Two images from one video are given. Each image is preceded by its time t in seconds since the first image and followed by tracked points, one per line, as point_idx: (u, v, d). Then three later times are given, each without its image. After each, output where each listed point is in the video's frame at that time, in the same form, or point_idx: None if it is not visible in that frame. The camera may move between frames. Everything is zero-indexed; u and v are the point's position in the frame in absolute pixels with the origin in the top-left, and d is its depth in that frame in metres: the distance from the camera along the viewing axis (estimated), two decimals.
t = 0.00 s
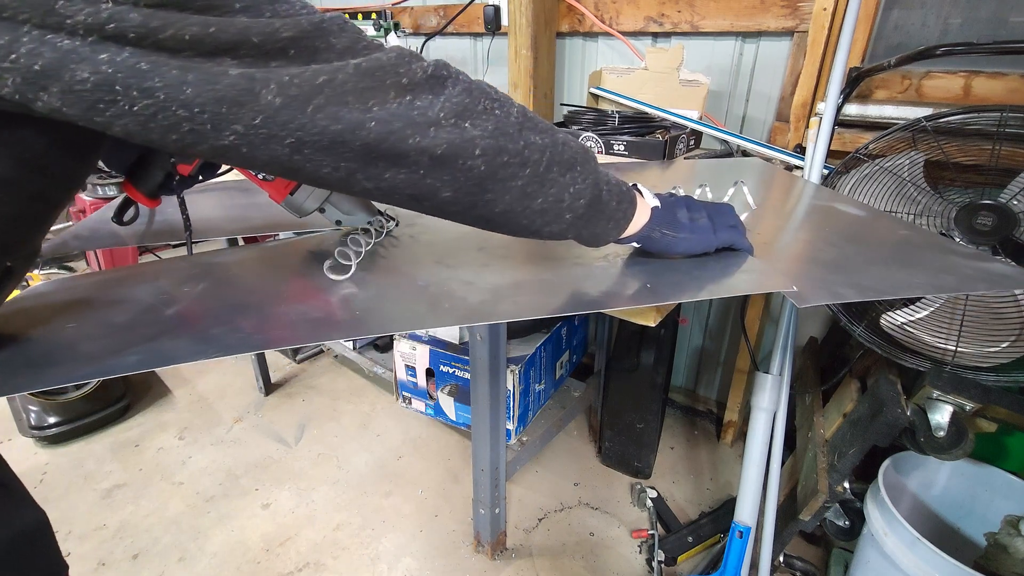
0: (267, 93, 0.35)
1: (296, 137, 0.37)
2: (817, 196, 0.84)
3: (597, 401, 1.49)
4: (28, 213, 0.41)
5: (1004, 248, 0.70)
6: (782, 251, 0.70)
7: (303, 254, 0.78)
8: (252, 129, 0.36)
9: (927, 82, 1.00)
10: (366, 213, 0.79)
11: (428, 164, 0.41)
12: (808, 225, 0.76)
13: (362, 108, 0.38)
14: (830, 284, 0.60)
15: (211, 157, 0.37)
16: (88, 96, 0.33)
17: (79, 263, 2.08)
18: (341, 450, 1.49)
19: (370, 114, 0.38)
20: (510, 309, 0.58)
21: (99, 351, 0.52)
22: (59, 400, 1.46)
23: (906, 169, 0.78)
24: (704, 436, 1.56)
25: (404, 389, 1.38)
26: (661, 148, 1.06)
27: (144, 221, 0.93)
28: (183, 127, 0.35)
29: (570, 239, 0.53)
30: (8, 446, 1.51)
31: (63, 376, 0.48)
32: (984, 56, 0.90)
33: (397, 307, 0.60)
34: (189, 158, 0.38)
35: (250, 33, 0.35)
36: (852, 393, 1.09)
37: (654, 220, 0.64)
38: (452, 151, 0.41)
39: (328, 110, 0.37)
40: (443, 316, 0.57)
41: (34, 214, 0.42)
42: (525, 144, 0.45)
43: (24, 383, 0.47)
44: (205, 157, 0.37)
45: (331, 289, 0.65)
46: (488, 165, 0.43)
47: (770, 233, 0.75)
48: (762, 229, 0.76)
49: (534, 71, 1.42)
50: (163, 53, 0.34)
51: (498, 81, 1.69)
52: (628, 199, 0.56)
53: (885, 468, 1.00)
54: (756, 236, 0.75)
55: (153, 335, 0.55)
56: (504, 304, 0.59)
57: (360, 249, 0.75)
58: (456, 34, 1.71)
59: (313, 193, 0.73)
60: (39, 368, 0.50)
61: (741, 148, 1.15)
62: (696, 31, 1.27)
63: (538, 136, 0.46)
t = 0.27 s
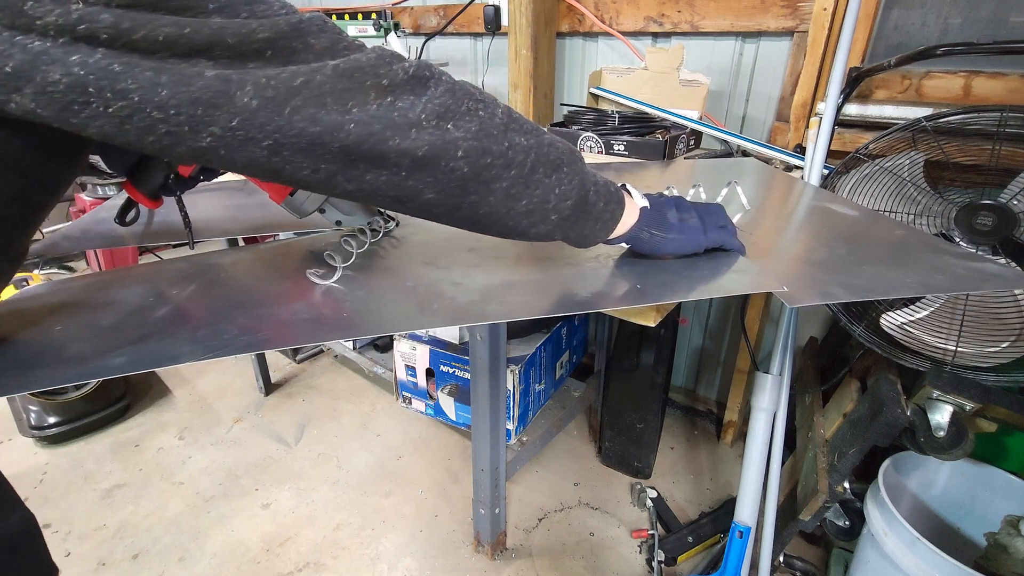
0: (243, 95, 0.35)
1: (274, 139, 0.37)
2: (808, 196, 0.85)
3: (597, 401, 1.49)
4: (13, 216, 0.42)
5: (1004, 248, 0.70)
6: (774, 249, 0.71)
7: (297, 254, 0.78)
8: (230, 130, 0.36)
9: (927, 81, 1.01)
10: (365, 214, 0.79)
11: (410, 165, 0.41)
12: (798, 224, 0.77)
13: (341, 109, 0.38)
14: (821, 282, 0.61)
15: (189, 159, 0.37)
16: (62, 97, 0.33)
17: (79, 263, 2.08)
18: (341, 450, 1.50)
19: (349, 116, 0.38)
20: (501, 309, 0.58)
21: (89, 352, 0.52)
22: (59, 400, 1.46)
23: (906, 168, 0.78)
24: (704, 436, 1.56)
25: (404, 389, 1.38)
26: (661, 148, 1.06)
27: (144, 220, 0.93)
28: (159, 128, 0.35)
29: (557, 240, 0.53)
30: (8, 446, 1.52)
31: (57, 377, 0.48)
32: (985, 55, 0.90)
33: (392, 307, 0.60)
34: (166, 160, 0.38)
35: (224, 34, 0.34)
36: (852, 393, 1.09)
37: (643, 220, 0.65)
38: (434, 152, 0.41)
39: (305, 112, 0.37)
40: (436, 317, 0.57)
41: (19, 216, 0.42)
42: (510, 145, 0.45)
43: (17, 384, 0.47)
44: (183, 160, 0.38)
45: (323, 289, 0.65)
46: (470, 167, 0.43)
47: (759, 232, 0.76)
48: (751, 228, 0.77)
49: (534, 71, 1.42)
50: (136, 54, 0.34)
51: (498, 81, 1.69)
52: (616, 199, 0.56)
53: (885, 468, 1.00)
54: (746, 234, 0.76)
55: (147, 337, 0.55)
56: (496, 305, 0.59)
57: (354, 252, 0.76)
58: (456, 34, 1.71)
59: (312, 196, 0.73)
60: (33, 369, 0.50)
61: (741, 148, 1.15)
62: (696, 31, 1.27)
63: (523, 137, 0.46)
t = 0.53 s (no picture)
0: (224, 94, 0.35)
1: (257, 138, 0.37)
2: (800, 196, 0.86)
3: (597, 401, 1.49)
4: None
5: (1004, 248, 0.70)
6: (770, 247, 0.71)
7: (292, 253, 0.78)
8: (211, 130, 0.36)
9: (927, 81, 1.01)
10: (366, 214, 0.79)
11: (395, 165, 0.41)
12: (791, 224, 0.77)
13: (325, 108, 0.37)
14: (814, 281, 0.61)
15: (171, 159, 0.37)
16: (40, 96, 0.33)
17: (80, 264, 2.09)
18: (341, 450, 1.50)
19: (333, 115, 0.38)
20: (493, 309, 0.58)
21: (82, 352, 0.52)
22: (59, 400, 1.46)
23: (906, 168, 0.78)
24: (704, 436, 1.56)
25: (404, 389, 1.38)
26: (661, 148, 1.06)
27: (145, 220, 0.93)
28: (140, 128, 0.35)
29: (548, 239, 0.53)
30: (8, 446, 1.52)
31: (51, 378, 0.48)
32: (985, 55, 0.90)
33: (388, 307, 0.60)
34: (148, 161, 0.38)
35: (205, 32, 0.35)
36: (852, 393, 1.09)
37: (634, 218, 0.65)
38: (420, 152, 0.41)
39: (288, 111, 0.37)
40: (427, 316, 0.57)
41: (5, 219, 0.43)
42: (498, 144, 0.45)
43: (11, 384, 0.47)
44: (165, 160, 0.37)
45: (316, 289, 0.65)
46: (457, 166, 0.43)
47: (749, 232, 0.76)
48: (742, 229, 0.78)
49: (534, 71, 1.42)
50: (115, 53, 0.34)
51: (498, 82, 1.69)
52: (607, 198, 0.56)
53: (885, 468, 1.00)
54: (737, 234, 0.76)
55: (144, 337, 0.55)
56: (489, 304, 0.59)
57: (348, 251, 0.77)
58: (455, 34, 1.71)
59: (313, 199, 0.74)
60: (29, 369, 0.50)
61: (741, 148, 1.15)
62: (696, 31, 1.27)
63: (511, 136, 0.46)
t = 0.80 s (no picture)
0: (195, 100, 0.35)
1: (230, 144, 0.37)
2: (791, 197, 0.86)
3: (597, 401, 1.49)
4: None
5: (1004, 248, 0.70)
6: (767, 247, 0.71)
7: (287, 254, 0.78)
8: (183, 134, 0.36)
9: (927, 82, 1.01)
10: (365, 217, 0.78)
11: (373, 171, 0.41)
12: (783, 224, 0.78)
13: (299, 113, 0.37)
14: (811, 281, 0.61)
15: (144, 162, 0.38)
16: (8, 100, 0.34)
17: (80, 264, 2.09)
18: (341, 450, 1.50)
19: (307, 121, 0.38)
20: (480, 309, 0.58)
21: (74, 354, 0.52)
22: (59, 400, 1.46)
23: (906, 169, 0.78)
24: (704, 436, 1.56)
25: (404, 389, 1.38)
26: (661, 148, 1.05)
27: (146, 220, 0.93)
28: (110, 131, 0.35)
29: (532, 243, 0.54)
30: (8, 446, 1.52)
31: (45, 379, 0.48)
32: (984, 56, 0.90)
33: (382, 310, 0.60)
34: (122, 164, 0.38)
35: (176, 35, 0.35)
36: (852, 393, 1.09)
37: (620, 221, 0.65)
38: (399, 158, 0.41)
39: (261, 117, 0.37)
40: (412, 315, 0.57)
41: None
42: (479, 149, 0.45)
43: None
44: (138, 163, 0.38)
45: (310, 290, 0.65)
46: (438, 171, 0.43)
47: (737, 232, 0.77)
48: (731, 229, 0.79)
49: (534, 71, 1.42)
50: (83, 56, 0.34)
51: (498, 81, 1.69)
52: (592, 201, 0.57)
53: (885, 468, 1.00)
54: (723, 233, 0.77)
55: (144, 338, 0.55)
56: (478, 305, 0.59)
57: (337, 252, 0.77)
58: (455, 34, 1.71)
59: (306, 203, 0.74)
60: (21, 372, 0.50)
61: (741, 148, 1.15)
62: (696, 31, 1.27)
63: (494, 140, 0.46)
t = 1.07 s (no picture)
0: (167, 101, 0.35)
1: (205, 145, 0.37)
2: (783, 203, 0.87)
3: (597, 401, 1.49)
4: None
5: (1004, 248, 0.70)
6: (770, 249, 0.71)
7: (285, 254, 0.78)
8: (156, 136, 0.36)
9: (927, 82, 1.01)
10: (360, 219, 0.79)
11: (353, 172, 0.41)
12: (781, 226, 0.78)
13: (274, 115, 0.37)
14: (812, 284, 0.60)
15: (117, 165, 0.37)
16: None
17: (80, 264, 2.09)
18: (341, 450, 1.49)
19: (283, 122, 0.38)
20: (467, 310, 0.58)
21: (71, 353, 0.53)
22: (59, 400, 1.47)
23: (906, 169, 0.78)
24: (704, 436, 1.56)
25: (404, 389, 1.38)
26: (661, 148, 1.05)
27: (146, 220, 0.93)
28: (83, 133, 0.35)
29: (519, 246, 0.54)
30: (8, 446, 1.52)
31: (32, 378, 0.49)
32: (984, 56, 0.90)
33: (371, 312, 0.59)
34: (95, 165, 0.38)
35: (147, 35, 0.35)
36: (852, 393, 1.09)
37: (608, 223, 0.65)
38: (378, 160, 0.41)
39: (236, 118, 0.36)
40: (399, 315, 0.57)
41: None
42: (463, 150, 0.45)
43: None
44: (111, 165, 0.38)
45: (303, 291, 0.66)
46: (419, 173, 0.43)
47: (727, 235, 0.77)
48: (725, 231, 0.79)
49: (534, 71, 1.42)
50: (52, 55, 0.34)
51: (498, 81, 1.69)
52: (579, 204, 0.57)
53: (885, 468, 1.00)
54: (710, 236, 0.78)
55: (141, 339, 0.55)
56: (467, 306, 0.59)
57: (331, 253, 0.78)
58: (455, 34, 1.71)
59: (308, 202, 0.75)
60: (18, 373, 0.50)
61: (741, 148, 1.15)
62: (696, 31, 1.27)
63: (477, 142, 0.46)
